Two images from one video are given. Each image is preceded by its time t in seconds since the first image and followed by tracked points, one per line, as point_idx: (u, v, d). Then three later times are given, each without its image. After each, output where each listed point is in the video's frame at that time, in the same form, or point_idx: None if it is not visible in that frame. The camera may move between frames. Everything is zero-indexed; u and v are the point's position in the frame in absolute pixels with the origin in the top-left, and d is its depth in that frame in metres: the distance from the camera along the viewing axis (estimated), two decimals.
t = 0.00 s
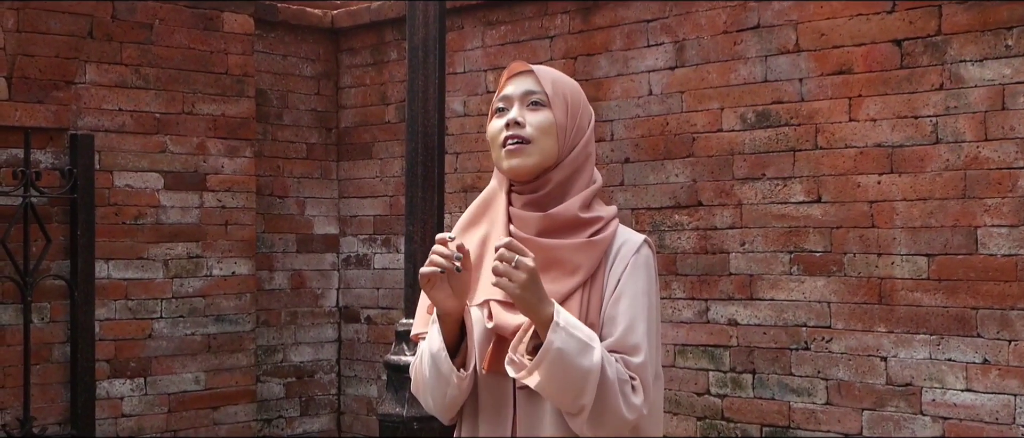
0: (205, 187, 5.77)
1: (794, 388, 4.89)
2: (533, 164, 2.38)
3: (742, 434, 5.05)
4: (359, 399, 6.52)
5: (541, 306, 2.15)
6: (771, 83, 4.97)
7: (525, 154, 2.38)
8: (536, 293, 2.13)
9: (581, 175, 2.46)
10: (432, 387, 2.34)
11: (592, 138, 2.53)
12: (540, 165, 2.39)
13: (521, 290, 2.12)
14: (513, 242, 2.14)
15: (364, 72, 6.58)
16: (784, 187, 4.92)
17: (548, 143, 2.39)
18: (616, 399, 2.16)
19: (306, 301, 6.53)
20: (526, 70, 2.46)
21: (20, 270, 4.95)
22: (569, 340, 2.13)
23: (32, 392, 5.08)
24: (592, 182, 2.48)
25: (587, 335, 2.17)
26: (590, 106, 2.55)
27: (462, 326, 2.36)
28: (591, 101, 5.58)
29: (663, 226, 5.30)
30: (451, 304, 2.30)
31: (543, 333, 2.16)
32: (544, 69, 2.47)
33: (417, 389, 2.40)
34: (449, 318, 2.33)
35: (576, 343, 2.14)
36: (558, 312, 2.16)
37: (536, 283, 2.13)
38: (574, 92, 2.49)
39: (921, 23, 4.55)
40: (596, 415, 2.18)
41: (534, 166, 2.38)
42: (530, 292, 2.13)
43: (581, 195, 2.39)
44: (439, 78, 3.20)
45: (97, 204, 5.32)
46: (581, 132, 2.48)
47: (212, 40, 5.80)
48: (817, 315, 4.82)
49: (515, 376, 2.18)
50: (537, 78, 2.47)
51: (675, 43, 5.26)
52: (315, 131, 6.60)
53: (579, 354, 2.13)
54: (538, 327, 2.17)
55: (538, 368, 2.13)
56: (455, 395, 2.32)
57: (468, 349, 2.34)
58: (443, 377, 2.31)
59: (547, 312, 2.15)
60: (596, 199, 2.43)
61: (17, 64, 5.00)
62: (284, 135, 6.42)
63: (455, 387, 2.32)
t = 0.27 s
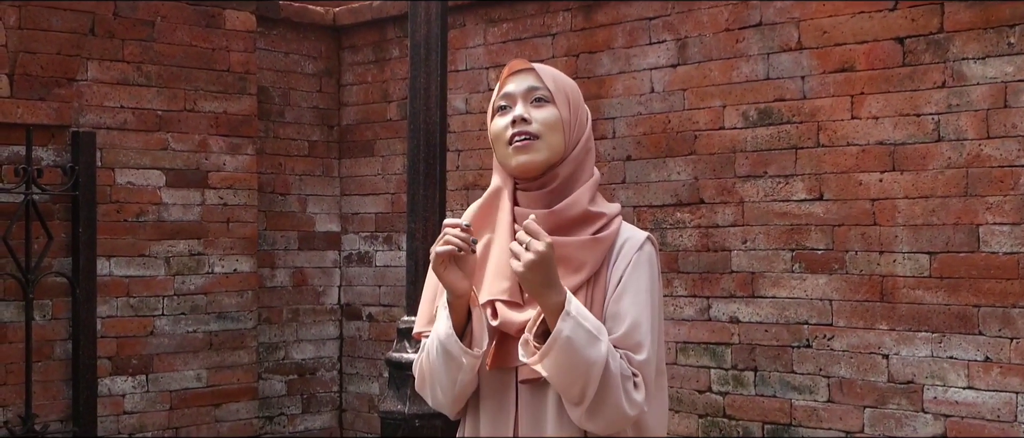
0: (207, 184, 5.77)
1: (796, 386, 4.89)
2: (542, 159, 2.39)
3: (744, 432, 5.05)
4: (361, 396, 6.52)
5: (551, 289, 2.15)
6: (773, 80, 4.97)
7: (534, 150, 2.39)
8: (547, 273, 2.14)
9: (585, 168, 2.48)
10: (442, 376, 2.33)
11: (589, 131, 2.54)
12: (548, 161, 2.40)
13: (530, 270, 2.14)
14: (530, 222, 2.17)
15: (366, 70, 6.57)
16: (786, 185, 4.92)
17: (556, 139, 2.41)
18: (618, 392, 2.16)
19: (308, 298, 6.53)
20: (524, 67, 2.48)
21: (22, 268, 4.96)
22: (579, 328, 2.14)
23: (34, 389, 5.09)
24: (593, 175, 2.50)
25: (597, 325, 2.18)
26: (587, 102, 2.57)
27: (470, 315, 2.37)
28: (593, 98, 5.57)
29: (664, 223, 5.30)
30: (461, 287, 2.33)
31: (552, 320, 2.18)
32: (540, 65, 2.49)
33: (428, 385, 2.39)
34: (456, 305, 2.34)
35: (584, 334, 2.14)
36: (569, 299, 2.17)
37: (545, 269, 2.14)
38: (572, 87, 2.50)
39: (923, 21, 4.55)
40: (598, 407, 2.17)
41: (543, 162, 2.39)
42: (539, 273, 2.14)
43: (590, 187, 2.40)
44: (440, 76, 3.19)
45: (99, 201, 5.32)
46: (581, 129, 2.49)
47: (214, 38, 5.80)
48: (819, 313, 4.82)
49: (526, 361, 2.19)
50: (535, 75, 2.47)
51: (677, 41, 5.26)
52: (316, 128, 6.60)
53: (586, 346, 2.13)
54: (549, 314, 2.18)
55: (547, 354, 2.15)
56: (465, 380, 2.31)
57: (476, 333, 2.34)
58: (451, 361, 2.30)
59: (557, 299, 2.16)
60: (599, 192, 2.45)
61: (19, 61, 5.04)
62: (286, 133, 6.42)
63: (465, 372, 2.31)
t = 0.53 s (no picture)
0: (207, 181, 5.77)
1: (795, 383, 4.90)
2: (537, 159, 2.39)
3: (743, 429, 5.06)
4: (360, 393, 6.53)
5: (536, 317, 2.15)
6: (773, 77, 4.97)
7: (528, 149, 2.39)
8: (527, 304, 2.13)
9: (584, 165, 2.47)
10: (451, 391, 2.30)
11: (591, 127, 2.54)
12: (543, 160, 2.40)
13: (510, 304, 2.14)
14: (507, 257, 2.13)
15: (366, 67, 6.57)
16: (786, 182, 4.92)
17: (550, 137, 2.41)
18: (620, 402, 2.17)
19: (307, 295, 6.53)
20: (520, 65, 2.48)
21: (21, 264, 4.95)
22: (570, 352, 2.14)
23: (34, 386, 5.08)
24: (594, 172, 2.49)
25: (588, 341, 2.18)
26: (587, 97, 2.56)
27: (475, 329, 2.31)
28: (593, 96, 5.58)
29: (664, 220, 5.30)
30: (466, 305, 2.27)
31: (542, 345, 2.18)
32: (537, 63, 2.49)
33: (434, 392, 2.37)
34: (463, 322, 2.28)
35: (575, 358, 2.14)
36: (555, 322, 2.17)
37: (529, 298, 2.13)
38: (570, 84, 2.50)
39: (923, 19, 4.55)
40: (601, 419, 2.18)
41: (538, 161, 2.40)
42: (520, 306, 2.14)
43: (587, 185, 2.39)
44: (440, 73, 3.19)
45: (99, 198, 5.31)
46: (579, 125, 2.49)
47: (214, 34, 5.80)
48: (819, 310, 4.82)
49: (526, 393, 2.18)
50: (532, 73, 2.48)
51: (677, 38, 5.26)
52: (316, 125, 6.60)
53: (578, 370, 2.14)
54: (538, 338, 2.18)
55: (544, 385, 2.14)
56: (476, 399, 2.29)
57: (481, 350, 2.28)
58: (463, 383, 2.26)
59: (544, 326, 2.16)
60: (599, 189, 2.44)
61: (19, 58, 5.02)
62: (286, 129, 6.42)
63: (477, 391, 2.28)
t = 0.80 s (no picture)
0: (205, 181, 5.76)
1: (793, 383, 4.89)
2: (533, 157, 2.39)
3: (741, 429, 5.05)
4: (358, 394, 6.52)
5: (529, 325, 2.16)
6: (770, 78, 4.97)
7: (525, 147, 2.39)
8: (519, 314, 2.15)
9: (582, 165, 2.47)
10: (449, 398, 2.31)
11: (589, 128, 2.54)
12: (540, 158, 2.40)
13: (501, 314, 2.16)
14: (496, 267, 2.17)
15: (363, 67, 6.57)
16: (783, 182, 4.92)
17: (547, 136, 2.41)
18: (618, 406, 2.19)
19: (305, 296, 6.52)
20: (519, 64, 2.49)
21: (19, 265, 4.95)
22: (566, 359, 2.15)
23: (31, 387, 5.08)
24: (591, 173, 2.49)
25: (584, 347, 2.18)
26: (585, 98, 2.56)
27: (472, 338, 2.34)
28: (591, 96, 5.58)
29: (662, 221, 5.30)
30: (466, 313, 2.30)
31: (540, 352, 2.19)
32: (537, 62, 2.49)
33: (430, 395, 2.37)
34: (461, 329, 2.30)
35: (571, 365, 2.15)
36: (550, 329, 2.17)
37: (519, 310, 2.15)
38: (568, 85, 2.51)
39: (920, 19, 4.56)
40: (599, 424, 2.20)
41: (535, 160, 2.40)
42: (512, 316, 2.15)
43: (584, 185, 2.39)
44: (438, 73, 3.18)
45: (96, 199, 5.31)
46: (578, 125, 2.49)
47: (212, 35, 5.80)
48: (816, 310, 4.82)
49: (523, 401, 2.19)
50: (531, 72, 2.48)
51: (674, 38, 5.26)
52: (314, 126, 6.59)
53: (574, 377, 2.14)
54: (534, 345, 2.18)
55: (541, 393, 2.15)
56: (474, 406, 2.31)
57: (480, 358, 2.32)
58: (463, 391, 2.27)
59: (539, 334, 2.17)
60: (596, 190, 2.44)
61: (17, 58, 5.04)
62: (284, 130, 6.42)
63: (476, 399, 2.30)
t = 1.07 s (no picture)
0: (203, 183, 5.77)
1: (792, 384, 4.89)
2: (532, 158, 2.40)
3: (740, 430, 5.05)
4: (357, 395, 6.52)
5: (527, 332, 2.16)
6: (768, 79, 4.97)
7: (523, 148, 2.39)
8: (517, 321, 2.15)
9: (580, 167, 2.47)
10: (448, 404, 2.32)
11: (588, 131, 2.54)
12: (538, 160, 2.41)
13: (497, 323, 2.16)
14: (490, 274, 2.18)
15: (362, 68, 6.57)
16: (782, 183, 4.92)
17: (545, 137, 2.41)
18: (620, 408, 2.20)
19: (304, 297, 6.53)
20: (519, 66, 2.49)
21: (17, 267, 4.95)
22: (567, 365, 2.14)
23: (29, 388, 5.08)
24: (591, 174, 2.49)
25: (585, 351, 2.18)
26: (584, 99, 2.56)
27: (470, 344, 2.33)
28: (589, 97, 5.58)
29: (660, 222, 5.30)
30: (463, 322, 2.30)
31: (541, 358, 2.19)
32: (537, 64, 2.49)
33: (430, 399, 2.38)
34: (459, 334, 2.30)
35: (573, 370, 2.15)
36: (549, 335, 2.17)
37: (518, 317, 2.15)
38: (568, 87, 2.51)
39: (918, 20, 4.56)
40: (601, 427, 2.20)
41: (533, 161, 2.40)
42: (508, 324, 2.15)
43: (582, 187, 2.40)
44: (436, 74, 3.19)
45: (95, 200, 5.31)
46: (577, 126, 2.49)
47: (210, 36, 5.80)
48: (815, 311, 4.82)
49: (526, 408, 2.19)
50: (530, 73, 2.48)
51: (672, 39, 5.26)
52: (312, 127, 6.59)
53: (576, 382, 2.14)
54: (534, 350, 2.18)
55: (543, 399, 2.14)
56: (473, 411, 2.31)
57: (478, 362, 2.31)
58: (460, 397, 2.27)
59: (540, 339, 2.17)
60: (594, 192, 2.44)
61: (15, 60, 5.04)
62: (282, 131, 6.42)
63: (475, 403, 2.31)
